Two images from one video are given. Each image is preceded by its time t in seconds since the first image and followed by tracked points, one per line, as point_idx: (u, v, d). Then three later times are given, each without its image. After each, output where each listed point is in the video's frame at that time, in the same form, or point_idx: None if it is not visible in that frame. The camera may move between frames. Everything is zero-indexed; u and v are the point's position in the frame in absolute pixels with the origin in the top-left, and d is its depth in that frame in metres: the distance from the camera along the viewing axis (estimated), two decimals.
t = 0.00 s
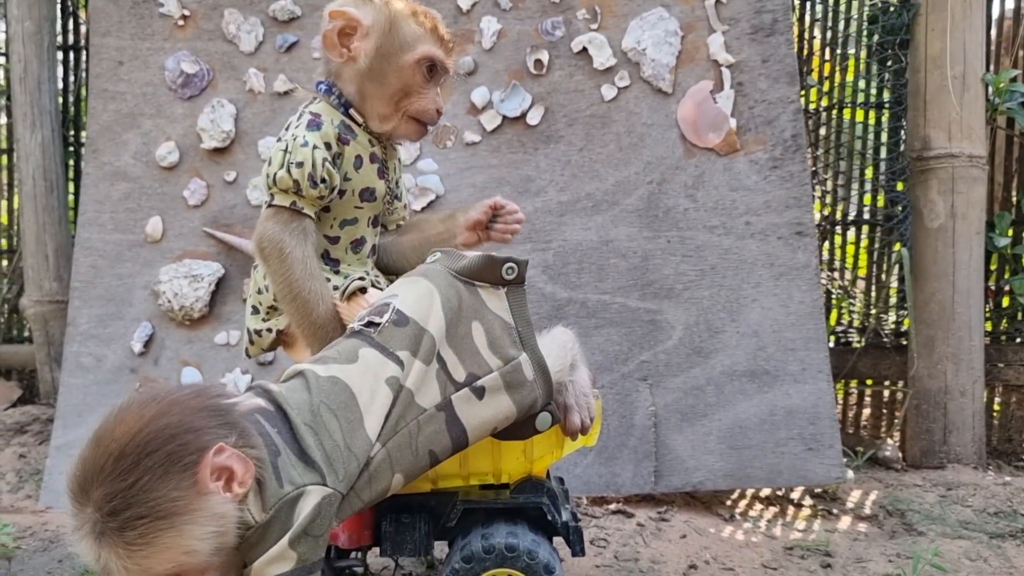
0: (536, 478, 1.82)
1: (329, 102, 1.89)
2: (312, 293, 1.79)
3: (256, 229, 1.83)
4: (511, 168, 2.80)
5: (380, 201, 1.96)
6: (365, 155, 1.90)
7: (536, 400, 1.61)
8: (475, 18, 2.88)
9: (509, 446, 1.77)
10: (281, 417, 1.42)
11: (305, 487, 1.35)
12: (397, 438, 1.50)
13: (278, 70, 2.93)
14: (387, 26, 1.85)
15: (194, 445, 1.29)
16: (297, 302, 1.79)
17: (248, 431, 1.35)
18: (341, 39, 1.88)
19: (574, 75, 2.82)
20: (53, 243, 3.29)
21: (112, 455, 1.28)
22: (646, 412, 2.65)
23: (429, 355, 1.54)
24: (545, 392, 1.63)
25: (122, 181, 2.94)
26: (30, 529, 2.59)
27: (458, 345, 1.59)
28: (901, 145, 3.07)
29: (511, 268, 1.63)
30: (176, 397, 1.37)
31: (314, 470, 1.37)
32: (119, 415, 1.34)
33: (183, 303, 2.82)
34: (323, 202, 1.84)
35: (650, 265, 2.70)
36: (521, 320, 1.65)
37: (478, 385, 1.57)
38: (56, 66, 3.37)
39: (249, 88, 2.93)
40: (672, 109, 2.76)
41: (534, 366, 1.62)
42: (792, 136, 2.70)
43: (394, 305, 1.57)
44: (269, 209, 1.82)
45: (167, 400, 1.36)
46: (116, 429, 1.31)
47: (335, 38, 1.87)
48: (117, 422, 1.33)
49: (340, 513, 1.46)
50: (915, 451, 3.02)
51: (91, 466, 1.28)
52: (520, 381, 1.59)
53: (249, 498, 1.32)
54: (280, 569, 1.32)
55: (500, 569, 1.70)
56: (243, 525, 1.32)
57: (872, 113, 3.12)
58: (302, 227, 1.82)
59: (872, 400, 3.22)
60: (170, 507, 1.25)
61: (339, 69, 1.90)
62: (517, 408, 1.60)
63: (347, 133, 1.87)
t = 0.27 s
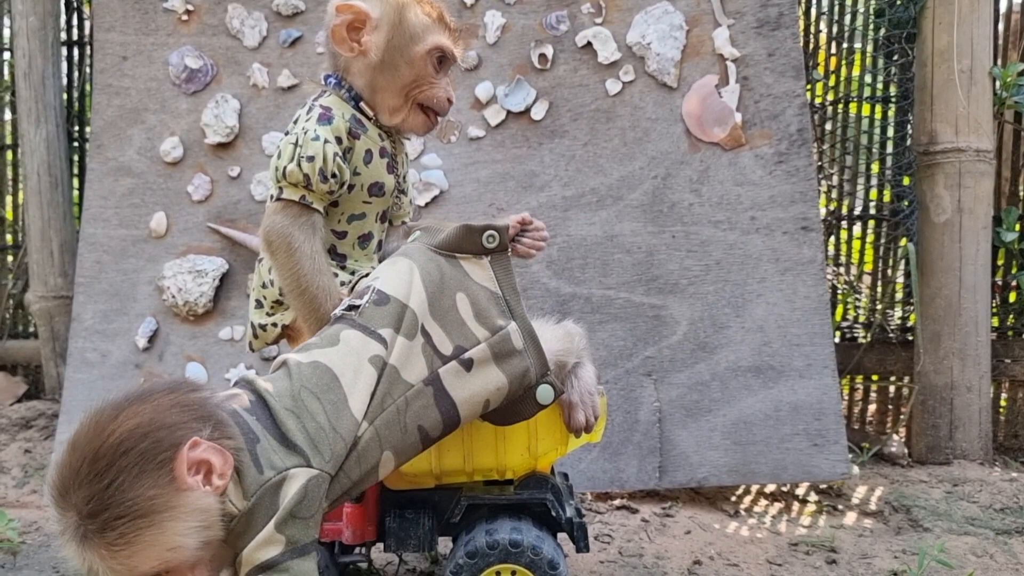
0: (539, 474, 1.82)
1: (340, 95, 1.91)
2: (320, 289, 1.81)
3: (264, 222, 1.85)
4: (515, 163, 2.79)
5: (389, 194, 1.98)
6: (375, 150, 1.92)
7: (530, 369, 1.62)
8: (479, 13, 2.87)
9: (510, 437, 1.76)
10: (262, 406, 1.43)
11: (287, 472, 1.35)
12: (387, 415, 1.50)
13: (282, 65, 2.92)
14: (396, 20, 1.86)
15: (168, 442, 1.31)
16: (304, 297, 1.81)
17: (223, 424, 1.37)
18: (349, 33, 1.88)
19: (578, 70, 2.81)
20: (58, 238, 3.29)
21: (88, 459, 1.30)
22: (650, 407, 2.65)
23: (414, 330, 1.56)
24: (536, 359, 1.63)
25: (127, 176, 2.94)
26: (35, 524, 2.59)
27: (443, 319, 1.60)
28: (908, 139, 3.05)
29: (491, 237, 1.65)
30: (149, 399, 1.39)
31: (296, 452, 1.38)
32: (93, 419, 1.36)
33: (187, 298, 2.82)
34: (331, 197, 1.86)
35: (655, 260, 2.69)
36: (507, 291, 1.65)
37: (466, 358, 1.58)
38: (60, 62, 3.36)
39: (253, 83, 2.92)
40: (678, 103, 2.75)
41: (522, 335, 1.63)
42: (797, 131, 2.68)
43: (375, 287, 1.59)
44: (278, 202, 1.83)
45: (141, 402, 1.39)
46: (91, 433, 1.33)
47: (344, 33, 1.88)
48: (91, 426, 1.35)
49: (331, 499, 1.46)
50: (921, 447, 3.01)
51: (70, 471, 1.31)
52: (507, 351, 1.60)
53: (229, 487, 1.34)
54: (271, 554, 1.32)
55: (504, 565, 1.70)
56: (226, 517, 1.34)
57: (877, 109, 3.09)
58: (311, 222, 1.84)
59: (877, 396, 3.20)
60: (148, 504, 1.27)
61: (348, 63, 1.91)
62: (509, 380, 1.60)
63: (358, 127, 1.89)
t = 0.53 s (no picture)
0: (548, 467, 1.82)
1: (355, 89, 1.90)
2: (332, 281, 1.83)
3: (278, 212, 1.86)
4: (523, 156, 2.79)
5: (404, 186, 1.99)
6: (389, 143, 1.93)
7: (535, 352, 1.60)
8: (488, 5, 2.86)
9: (519, 428, 1.76)
10: (269, 392, 1.45)
11: (299, 452, 1.37)
12: (393, 397, 1.51)
13: (291, 57, 2.92)
14: (413, 15, 1.86)
15: (181, 428, 1.33)
16: (317, 288, 1.83)
17: (234, 409, 1.39)
18: (366, 26, 1.88)
19: (587, 62, 2.80)
20: (68, 230, 3.30)
21: (102, 445, 1.32)
22: (658, 400, 2.65)
23: (417, 314, 1.56)
24: (541, 339, 1.62)
25: (136, 168, 2.94)
26: (46, 514, 2.61)
27: (448, 303, 1.59)
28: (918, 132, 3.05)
29: (491, 222, 1.62)
30: (159, 386, 1.40)
31: (307, 433, 1.40)
32: (105, 406, 1.38)
33: (196, 290, 2.83)
34: (345, 191, 1.87)
35: (663, 254, 2.69)
36: (511, 274, 1.64)
37: (471, 341, 1.57)
38: (69, 54, 3.37)
39: (261, 75, 2.92)
40: (687, 96, 2.74)
41: (526, 317, 1.62)
42: (807, 124, 2.67)
43: (377, 276, 1.60)
44: (291, 195, 1.84)
45: (152, 389, 1.40)
46: (104, 420, 1.35)
47: (360, 26, 1.87)
48: (104, 413, 1.37)
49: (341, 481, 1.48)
50: (929, 441, 3.01)
51: (83, 458, 1.32)
52: (512, 333, 1.59)
53: (242, 470, 1.36)
54: (292, 531, 1.35)
55: (511, 557, 1.70)
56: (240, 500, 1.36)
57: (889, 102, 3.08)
58: (325, 214, 1.85)
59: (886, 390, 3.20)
60: (163, 490, 1.29)
61: (361, 56, 1.91)
62: (516, 363, 1.59)
63: (374, 121, 1.89)
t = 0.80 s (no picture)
0: (550, 469, 1.83)
1: (355, 94, 1.92)
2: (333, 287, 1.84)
3: (278, 218, 1.87)
4: (526, 158, 2.80)
5: (404, 190, 2.02)
6: (390, 148, 1.94)
7: (530, 364, 1.60)
8: (491, 7, 2.87)
9: (522, 435, 1.77)
10: (269, 403, 1.46)
11: (297, 468, 1.38)
12: (390, 408, 1.52)
13: (294, 58, 2.93)
14: (418, 21, 1.85)
15: (183, 432, 1.33)
16: (318, 292, 1.84)
17: (236, 417, 1.40)
18: (371, 30, 1.87)
19: (590, 64, 2.81)
20: (71, 230, 3.31)
21: (103, 447, 1.32)
22: (660, 402, 2.66)
23: (415, 325, 1.57)
24: (537, 351, 1.62)
25: (140, 169, 2.95)
26: (50, 514, 2.63)
27: (445, 313, 1.59)
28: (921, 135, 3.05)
29: (490, 232, 1.62)
30: (162, 391, 1.41)
31: (306, 449, 1.41)
32: (107, 408, 1.38)
33: (200, 291, 2.84)
34: (346, 195, 1.89)
35: (666, 256, 2.70)
36: (508, 283, 1.64)
37: (468, 352, 1.58)
38: (73, 54, 3.38)
39: (265, 76, 2.93)
40: (690, 98, 2.74)
41: (523, 329, 1.62)
42: (809, 127, 2.68)
43: (377, 285, 1.61)
44: (291, 200, 1.86)
45: (154, 393, 1.41)
46: (106, 422, 1.35)
47: (366, 30, 1.87)
48: (105, 414, 1.37)
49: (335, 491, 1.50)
50: (931, 443, 3.02)
51: (83, 459, 1.32)
52: (509, 345, 1.59)
53: (239, 482, 1.36)
54: (285, 552, 1.37)
55: (514, 559, 1.71)
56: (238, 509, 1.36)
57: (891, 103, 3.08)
58: (325, 219, 1.86)
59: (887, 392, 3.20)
60: (163, 493, 1.29)
61: (365, 60, 1.91)
62: (511, 374, 1.59)
63: (373, 126, 1.91)
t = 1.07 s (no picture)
0: (551, 470, 1.83)
1: (355, 95, 1.92)
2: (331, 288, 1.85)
3: (278, 220, 1.87)
4: (527, 158, 2.80)
5: (403, 192, 2.02)
6: (389, 149, 1.94)
7: (527, 379, 1.63)
8: (493, 7, 2.87)
9: (522, 439, 1.78)
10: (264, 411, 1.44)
11: (292, 481, 1.37)
12: (386, 421, 1.52)
13: (296, 59, 2.93)
14: (420, 23, 1.86)
15: (181, 440, 1.30)
16: (318, 293, 1.85)
17: (233, 426, 1.37)
18: (373, 31, 1.87)
19: (591, 65, 2.81)
20: (72, 229, 3.31)
21: (96, 451, 1.28)
22: (660, 403, 2.66)
23: (415, 334, 1.57)
24: (534, 365, 1.64)
25: (141, 168, 2.96)
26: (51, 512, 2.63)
27: (445, 325, 1.60)
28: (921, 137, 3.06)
29: (499, 243, 1.64)
30: (159, 394, 1.38)
31: (301, 461, 1.40)
32: (101, 410, 1.35)
33: (201, 291, 2.84)
34: (345, 197, 1.88)
35: (667, 257, 2.70)
36: (510, 298, 1.65)
37: (466, 366, 1.58)
38: (75, 53, 3.38)
39: (267, 76, 2.93)
40: (691, 100, 2.75)
41: (523, 345, 1.63)
42: (810, 128, 2.68)
43: (377, 288, 1.60)
44: (291, 201, 1.86)
45: (150, 397, 1.37)
46: (100, 424, 1.32)
47: (368, 31, 1.87)
48: (98, 417, 1.34)
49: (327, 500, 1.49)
50: (931, 445, 3.03)
51: (75, 462, 1.29)
52: (508, 360, 1.61)
53: (235, 492, 1.35)
54: (281, 566, 1.37)
55: (514, 559, 1.71)
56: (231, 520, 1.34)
57: (892, 104, 3.08)
58: (325, 220, 1.86)
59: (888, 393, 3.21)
60: (157, 502, 1.27)
61: (366, 60, 1.91)
62: (508, 391, 1.61)
63: (372, 127, 1.91)
